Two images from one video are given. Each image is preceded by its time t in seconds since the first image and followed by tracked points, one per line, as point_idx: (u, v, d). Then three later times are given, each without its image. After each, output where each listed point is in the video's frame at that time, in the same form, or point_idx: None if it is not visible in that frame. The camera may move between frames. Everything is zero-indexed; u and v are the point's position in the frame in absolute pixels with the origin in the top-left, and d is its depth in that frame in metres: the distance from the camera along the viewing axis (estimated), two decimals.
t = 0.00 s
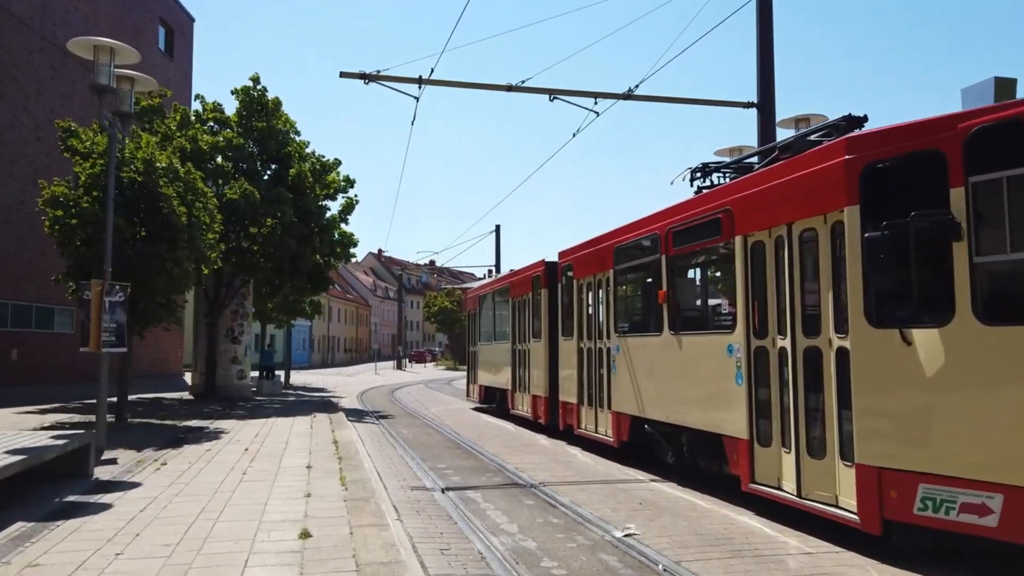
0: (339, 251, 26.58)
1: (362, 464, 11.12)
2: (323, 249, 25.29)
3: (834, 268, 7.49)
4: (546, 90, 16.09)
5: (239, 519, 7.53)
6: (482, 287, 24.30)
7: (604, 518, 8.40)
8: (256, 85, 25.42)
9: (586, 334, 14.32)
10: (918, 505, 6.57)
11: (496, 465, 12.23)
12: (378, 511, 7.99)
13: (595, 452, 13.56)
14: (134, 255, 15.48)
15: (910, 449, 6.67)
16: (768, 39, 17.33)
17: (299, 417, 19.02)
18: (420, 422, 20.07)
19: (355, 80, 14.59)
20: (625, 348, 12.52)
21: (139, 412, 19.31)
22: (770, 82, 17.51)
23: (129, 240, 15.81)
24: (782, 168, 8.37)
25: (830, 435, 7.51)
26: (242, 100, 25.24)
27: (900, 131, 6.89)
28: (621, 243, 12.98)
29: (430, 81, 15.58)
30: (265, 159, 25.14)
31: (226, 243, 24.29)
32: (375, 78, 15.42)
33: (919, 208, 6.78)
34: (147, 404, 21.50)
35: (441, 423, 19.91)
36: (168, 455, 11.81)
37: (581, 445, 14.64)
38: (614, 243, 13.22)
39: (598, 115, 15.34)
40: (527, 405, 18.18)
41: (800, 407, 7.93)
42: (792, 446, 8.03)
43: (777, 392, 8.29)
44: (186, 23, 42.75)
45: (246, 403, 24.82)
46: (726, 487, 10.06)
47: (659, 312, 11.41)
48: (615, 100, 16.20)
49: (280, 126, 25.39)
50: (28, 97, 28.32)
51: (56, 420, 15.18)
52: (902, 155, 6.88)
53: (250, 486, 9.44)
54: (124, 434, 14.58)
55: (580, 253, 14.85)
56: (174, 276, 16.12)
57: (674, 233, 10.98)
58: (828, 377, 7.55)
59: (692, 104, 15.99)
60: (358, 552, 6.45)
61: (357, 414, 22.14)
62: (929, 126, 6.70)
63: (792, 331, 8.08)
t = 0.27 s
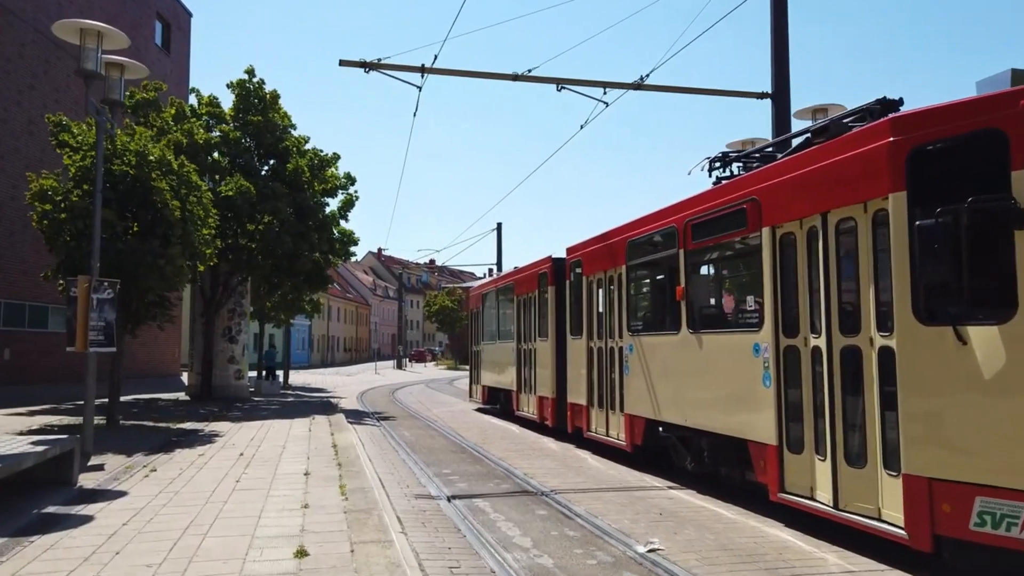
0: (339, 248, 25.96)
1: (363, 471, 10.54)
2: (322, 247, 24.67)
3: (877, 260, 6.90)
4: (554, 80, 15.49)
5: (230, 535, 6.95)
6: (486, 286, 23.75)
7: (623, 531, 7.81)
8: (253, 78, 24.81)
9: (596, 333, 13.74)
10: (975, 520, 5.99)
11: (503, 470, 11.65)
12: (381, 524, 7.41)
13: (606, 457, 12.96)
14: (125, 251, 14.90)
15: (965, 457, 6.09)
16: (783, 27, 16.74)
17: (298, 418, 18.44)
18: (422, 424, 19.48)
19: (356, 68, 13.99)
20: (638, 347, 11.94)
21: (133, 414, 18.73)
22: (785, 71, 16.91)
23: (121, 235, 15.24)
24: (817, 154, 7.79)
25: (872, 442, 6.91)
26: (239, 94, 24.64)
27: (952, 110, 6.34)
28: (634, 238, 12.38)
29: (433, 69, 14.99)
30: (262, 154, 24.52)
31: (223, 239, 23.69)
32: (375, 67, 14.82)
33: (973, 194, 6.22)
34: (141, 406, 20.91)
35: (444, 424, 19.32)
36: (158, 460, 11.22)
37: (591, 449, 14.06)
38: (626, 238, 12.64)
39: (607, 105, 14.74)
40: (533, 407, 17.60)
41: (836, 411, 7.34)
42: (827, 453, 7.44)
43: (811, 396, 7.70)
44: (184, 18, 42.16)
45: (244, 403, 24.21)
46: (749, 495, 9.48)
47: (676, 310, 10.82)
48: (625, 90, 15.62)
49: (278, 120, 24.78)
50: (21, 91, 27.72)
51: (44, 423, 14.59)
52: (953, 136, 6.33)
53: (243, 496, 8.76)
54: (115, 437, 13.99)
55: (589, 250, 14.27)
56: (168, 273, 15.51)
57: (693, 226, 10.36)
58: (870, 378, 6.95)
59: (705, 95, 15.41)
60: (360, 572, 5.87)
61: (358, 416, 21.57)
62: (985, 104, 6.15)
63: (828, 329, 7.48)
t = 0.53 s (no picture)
0: (340, 246, 25.34)
1: (367, 476, 9.95)
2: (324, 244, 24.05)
3: (930, 250, 6.32)
4: (564, 68, 14.92)
5: (225, 549, 6.38)
6: (492, 283, 23.16)
7: (649, 543, 7.24)
8: (253, 71, 24.24)
9: (610, 332, 13.14)
10: None
11: (514, 475, 11.09)
12: (388, 536, 6.85)
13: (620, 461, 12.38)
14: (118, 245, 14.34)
15: None
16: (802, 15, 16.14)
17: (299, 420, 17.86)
18: (428, 425, 18.90)
19: (359, 55, 13.42)
20: (656, 346, 11.37)
21: (129, 415, 18.19)
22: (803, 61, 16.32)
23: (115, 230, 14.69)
24: (859, 136, 7.24)
25: (924, 448, 6.33)
26: (239, 87, 24.08)
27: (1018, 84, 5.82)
28: (651, 232, 11.81)
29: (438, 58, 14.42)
30: (262, 149, 23.92)
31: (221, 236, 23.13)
32: (379, 54, 14.22)
33: None
34: (137, 407, 20.33)
35: (449, 426, 18.75)
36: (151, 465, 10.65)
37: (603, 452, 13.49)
38: (642, 232, 12.06)
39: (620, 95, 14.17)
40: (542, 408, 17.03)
41: (882, 414, 6.76)
42: (871, 460, 6.86)
43: (852, 397, 7.13)
44: (184, 13, 41.61)
45: (244, 404, 23.65)
46: (779, 503, 8.91)
47: (698, 306, 10.23)
48: (638, 79, 15.03)
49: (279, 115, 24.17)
50: (17, 86, 27.16)
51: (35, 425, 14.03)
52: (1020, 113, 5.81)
53: (238, 505, 8.06)
54: (108, 440, 13.42)
55: (601, 245, 13.69)
56: (164, 271, 14.93)
57: (716, 218, 9.76)
58: (922, 379, 6.38)
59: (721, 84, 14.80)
60: None
61: (360, 416, 21.00)
62: None
63: (872, 325, 6.90)
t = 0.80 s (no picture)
0: (343, 244, 24.71)
1: (371, 486, 9.36)
2: (327, 242, 23.43)
3: (993, 242, 5.72)
4: (576, 57, 14.32)
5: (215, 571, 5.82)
6: (498, 281, 22.58)
7: (679, 563, 6.66)
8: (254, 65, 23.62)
9: (624, 332, 12.54)
10: None
11: (526, 483, 10.51)
12: (394, 556, 6.27)
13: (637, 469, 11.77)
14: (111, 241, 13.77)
15: None
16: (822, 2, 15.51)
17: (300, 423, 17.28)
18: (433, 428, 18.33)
19: (363, 43, 12.83)
20: (675, 347, 10.79)
21: (126, 418, 17.65)
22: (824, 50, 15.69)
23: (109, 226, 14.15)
24: (909, 118, 6.68)
25: (985, 461, 5.73)
26: (240, 81, 23.47)
27: None
28: (670, 227, 11.21)
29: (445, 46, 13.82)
30: (264, 145, 23.28)
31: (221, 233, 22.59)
32: (383, 43, 13.62)
33: None
34: (135, 409, 19.77)
35: (455, 429, 18.18)
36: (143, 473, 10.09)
37: (618, 458, 12.90)
38: (660, 227, 11.47)
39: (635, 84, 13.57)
40: (552, 412, 16.42)
41: (935, 423, 6.16)
42: (922, 473, 6.26)
43: (900, 404, 6.53)
44: (185, 9, 41.06)
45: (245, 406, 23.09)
46: (812, 517, 8.32)
47: (722, 305, 9.62)
48: (653, 68, 14.43)
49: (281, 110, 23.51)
50: (14, 81, 26.62)
51: (26, 429, 13.49)
52: None
53: (230, 519, 7.45)
54: (100, 445, 12.85)
55: (615, 241, 13.09)
56: (161, 269, 14.37)
57: (743, 211, 9.16)
58: (983, 384, 5.78)
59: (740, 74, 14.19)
60: None
61: (363, 419, 20.44)
62: None
63: (924, 325, 6.30)
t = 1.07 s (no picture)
0: (347, 238, 24.12)
1: (376, 492, 8.77)
2: (330, 236, 22.85)
3: None
4: (588, 42, 13.70)
5: None
6: (506, 277, 22.00)
7: None
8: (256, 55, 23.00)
9: (642, 328, 11.93)
10: None
11: (540, 487, 9.92)
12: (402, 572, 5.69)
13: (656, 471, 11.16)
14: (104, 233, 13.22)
15: None
16: None
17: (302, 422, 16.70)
18: (439, 428, 17.74)
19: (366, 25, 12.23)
20: (698, 343, 10.18)
21: (123, 417, 17.11)
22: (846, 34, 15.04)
23: (102, 218, 13.60)
24: (969, 91, 6.09)
25: None
26: (241, 72, 22.85)
27: None
28: (691, 216, 10.59)
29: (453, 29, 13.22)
30: (265, 138, 22.62)
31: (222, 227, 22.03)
32: (387, 25, 13.03)
33: None
34: (132, 408, 19.21)
35: (463, 429, 17.59)
36: (135, 477, 9.53)
37: (634, 460, 12.31)
38: (680, 217, 10.86)
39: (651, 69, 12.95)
40: (563, 411, 15.82)
41: (1003, 425, 5.54)
42: (987, 481, 5.64)
43: (960, 405, 5.91)
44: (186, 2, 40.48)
45: (246, 405, 22.52)
46: (851, 526, 7.71)
47: (751, 298, 9.02)
48: (668, 52, 13.81)
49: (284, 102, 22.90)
50: (11, 73, 26.06)
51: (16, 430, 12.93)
52: None
53: (223, 529, 6.87)
54: (93, 447, 12.29)
55: (631, 233, 12.49)
56: (158, 263, 13.81)
57: (774, 197, 8.55)
58: None
59: (761, 58, 13.55)
60: None
61: (367, 418, 19.86)
62: None
63: (990, 317, 5.68)
